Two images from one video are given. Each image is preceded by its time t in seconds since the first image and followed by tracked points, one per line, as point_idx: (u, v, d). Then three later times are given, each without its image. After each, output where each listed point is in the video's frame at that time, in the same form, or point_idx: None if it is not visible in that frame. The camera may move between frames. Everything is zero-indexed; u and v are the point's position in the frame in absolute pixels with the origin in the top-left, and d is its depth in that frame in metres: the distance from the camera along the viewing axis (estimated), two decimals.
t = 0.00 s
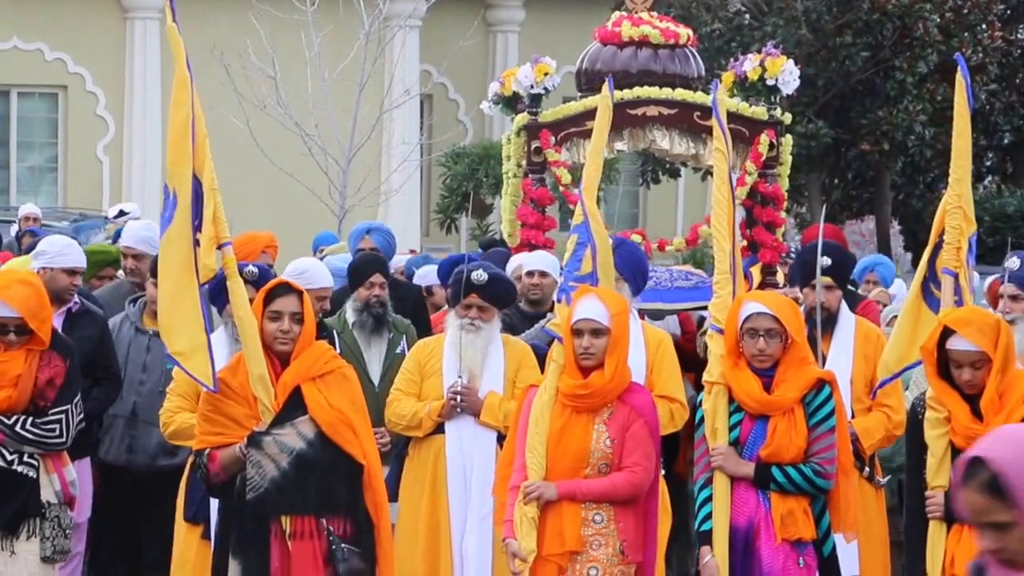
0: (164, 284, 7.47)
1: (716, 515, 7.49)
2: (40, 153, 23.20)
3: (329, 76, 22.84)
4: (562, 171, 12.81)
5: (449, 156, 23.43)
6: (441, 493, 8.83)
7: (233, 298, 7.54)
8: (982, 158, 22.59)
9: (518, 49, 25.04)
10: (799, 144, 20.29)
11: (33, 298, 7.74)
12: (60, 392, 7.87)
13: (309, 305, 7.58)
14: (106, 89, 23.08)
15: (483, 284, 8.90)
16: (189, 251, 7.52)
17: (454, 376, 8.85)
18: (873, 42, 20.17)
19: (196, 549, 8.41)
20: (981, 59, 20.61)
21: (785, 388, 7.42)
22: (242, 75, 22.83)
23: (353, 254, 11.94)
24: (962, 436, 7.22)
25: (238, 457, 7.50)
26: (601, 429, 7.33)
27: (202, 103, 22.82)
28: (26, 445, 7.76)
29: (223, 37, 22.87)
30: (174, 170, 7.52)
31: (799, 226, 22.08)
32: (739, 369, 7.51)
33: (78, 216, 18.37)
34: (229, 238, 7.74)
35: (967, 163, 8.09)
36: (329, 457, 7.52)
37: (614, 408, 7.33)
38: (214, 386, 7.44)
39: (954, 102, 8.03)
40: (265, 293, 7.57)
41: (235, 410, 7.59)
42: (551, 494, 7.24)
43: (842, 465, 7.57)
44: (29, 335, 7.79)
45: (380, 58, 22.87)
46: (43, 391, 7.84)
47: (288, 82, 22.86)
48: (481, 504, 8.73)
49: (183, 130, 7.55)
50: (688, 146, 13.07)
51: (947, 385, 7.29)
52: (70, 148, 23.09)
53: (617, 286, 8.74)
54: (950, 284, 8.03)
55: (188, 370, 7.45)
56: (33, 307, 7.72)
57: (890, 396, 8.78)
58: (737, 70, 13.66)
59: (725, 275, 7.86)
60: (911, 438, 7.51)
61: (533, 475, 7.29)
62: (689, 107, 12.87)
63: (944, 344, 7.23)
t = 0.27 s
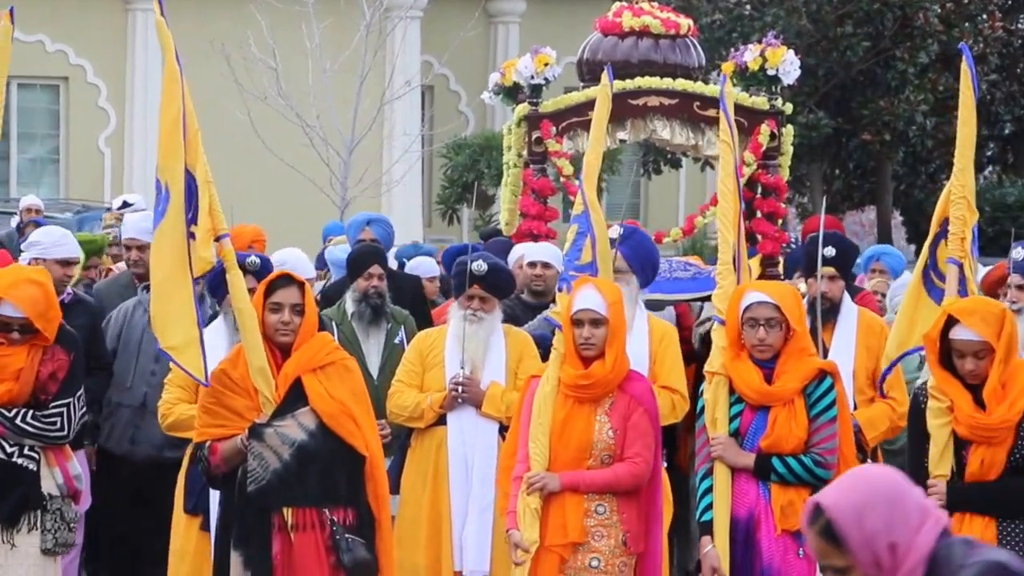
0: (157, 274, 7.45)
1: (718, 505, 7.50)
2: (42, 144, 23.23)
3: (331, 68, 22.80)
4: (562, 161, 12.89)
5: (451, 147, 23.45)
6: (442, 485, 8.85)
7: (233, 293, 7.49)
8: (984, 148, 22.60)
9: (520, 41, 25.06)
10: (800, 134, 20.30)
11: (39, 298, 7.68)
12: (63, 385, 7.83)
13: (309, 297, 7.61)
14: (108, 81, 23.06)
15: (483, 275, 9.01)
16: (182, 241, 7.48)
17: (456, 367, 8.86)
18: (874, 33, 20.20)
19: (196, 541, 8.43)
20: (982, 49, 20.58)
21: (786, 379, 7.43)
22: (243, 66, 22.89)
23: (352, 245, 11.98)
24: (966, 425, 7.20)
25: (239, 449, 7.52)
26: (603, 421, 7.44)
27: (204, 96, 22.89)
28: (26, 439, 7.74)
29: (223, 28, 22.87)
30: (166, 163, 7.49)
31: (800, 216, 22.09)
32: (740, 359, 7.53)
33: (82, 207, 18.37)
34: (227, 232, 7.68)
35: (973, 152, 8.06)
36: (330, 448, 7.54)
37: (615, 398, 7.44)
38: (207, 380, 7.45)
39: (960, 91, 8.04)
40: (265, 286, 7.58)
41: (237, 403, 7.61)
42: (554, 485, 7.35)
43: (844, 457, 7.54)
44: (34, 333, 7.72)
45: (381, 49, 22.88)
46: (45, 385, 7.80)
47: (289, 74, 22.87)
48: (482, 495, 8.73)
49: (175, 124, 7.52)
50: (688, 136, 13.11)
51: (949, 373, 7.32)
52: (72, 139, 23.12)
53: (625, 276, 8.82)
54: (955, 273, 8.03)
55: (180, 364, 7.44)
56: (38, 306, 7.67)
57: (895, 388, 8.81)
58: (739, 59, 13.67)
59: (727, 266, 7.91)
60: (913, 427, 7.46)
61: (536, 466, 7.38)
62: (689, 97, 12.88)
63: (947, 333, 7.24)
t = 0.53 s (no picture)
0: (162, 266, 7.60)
1: (722, 504, 7.49)
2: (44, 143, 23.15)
3: (332, 66, 22.77)
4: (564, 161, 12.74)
5: (452, 146, 23.48)
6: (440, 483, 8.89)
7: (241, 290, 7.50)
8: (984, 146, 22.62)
9: (521, 39, 25.08)
10: (802, 132, 20.28)
11: (39, 300, 7.71)
12: (61, 384, 7.86)
13: (320, 295, 7.56)
14: (110, 80, 23.15)
15: (479, 272, 9.04)
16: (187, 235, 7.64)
17: (454, 365, 8.91)
18: (875, 30, 20.26)
19: (195, 540, 8.47)
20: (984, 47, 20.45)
21: (790, 377, 7.47)
22: (245, 64, 22.86)
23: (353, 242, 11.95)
24: (964, 423, 7.20)
25: (243, 447, 7.50)
26: (593, 419, 7.57)
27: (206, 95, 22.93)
28: (25, 437, 7.77)
29: (224, 26, 22.83)
30: (176, 159, 7.65)
31: (801, 214, 22.09)
32: (744, 357, 7.56)
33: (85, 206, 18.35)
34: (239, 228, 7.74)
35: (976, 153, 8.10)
36: (335, 446, 7.56)
37: (603, 396, 7.58)
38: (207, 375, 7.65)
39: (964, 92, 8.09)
40: (274, 282, 7.56)
41: (243, 400, 7.59)
42: (547, 485, 7.48)
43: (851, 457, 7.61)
44: (33, 335, 7.74)
45: (383, 47, 22.89)
46: (44, 384, 7.83)
47: (291, 73, 22.88)
48: (480, 492, 8.80)
49: (187, 122, 7.67)
50: (690, 134, 13.09)
51: (947, 372, 7.32)
52: (74, 138, 23.10)
53: (630, 274, 8.87)
54: (954, 272, 8.06)
55: (183, 360, 7.62)
56: (37, 307, 7.70)
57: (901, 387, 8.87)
58: (740, 57, 13.67)
59: (734, 264, 7.96)
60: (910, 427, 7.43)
61: (528, 467, 7.53)
62: (689, 94, 12.90)
63: (945, 331, 7.28)
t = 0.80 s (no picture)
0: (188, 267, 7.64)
1: (726, 508, 7.48)
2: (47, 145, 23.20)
3: (335, 69, 22.76)
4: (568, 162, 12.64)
5: (455, 147, 23.48)
6: (434, 484, 8.90)
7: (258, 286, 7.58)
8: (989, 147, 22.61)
9: (523, 41, 24.99)
10: (804, 133, 20.23)
11: (34, 306, 7.67)
12: (57, 387, 7.87)
13: (334, 295, 7.51)
14: (112, 82, 23.14)
15: (471, 268, 8.98)
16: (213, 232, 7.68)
17: (448, 366, 8.92)
18: (878, 32, 20.26)
19: (195, 542, 8.51)
20: (987, 48, 20.45)
21: (793, 380, 7.45)
22: (247, 68, 22.72)
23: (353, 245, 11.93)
24: (963, 425, 7.18)
25: (250, 446, 7.54)
26: (576, 422, 7.55)
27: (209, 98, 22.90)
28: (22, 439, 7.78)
29: (228, 30, 22.79)
30: (203, 153, 7.71)
31: (803, 215, 22.11)
32: (749, 361, 7.54)
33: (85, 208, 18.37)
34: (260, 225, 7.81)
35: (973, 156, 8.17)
36: (341, 449, 7.51)
37: (586, 398, 7.57)
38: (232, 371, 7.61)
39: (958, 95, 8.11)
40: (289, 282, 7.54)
41: (253, 399, 7.62)
42: (531, 488, 7.42)
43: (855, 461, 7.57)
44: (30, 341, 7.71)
45: (385, 49, 22.87)
46: (41, 386, 7.85)
47: (294, 74, 22.87)
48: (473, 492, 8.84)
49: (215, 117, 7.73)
50: (693, 135, 13.05)
51: (945, 375, 7.30)
52: (76, 140, 23.13)
53: (634, 275, 8.76)
54: (949, 273, 8.03)
55: (206, 353, 7.70)
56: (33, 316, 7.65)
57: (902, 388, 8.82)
58: (742, 58, 13.64)
59: (742, 267, 7.99)
60: (911, 429, 7.41)
61: (512, 470, 7.47)
62: (692, 95, 12.87)
63: (943, 333, 7.25)
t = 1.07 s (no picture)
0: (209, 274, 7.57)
1: (730, 515, 7.46)
2: (49, 148, 23.19)
3: (338, 72, 22.74)
4: (569, 165, 12.52)
5: (458, 151, 23.46)
6: (431, 488, 8.82)
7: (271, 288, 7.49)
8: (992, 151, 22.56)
9: (527, 44, 25.12)
10: (808, 137, 20.15)
11: (14, 309, 7.67)
12: (42, 388, 7.84)
13: (341, 300, 7.45)
14: (115, 86, 23.06)
15: (463, 272, 8.94)
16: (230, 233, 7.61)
17: (442, 371, 8.88)
18: (883, 36, 20.21)
19: (195, 547, 8.46)
20: (993, 51, 20.51)
21: (798, 387, 7.38)
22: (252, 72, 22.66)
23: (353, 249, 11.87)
24: (963, 431, 7.20)
25: (259, 452, 7.45)
26: (565, 425, 7.53)
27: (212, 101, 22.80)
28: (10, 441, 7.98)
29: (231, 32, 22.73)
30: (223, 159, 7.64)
31: (806, 219, 22.05)
32: (753, 366, 7.49)
33: (86, 210, 18.32)
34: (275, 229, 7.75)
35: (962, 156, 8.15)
36: (349, 458, 7.47)
37: (576, 402, 7.54)
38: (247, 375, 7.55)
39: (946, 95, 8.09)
40: (298, 287, 7.47)
41: (262, 404, 7.52)
42: (521, 492, 7.40)
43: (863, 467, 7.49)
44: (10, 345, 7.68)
45: (388, 52, 22.84)
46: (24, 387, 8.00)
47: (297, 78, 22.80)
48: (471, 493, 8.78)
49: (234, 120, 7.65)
50: (697, 138, 12.94)
51: (943, 378, 7.29)
52: (79, 143, 23.10)
53: (637, 279, 8.64)
54: (946, 276, 8.01)
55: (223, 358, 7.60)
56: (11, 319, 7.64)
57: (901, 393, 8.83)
58: (745, 61, 13.59)
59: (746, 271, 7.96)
60: (909, 435, 7.43)
61: (500, 473, 7.46)
62: (695, 97, 12.78)
63: (941, 339, 7.24)
